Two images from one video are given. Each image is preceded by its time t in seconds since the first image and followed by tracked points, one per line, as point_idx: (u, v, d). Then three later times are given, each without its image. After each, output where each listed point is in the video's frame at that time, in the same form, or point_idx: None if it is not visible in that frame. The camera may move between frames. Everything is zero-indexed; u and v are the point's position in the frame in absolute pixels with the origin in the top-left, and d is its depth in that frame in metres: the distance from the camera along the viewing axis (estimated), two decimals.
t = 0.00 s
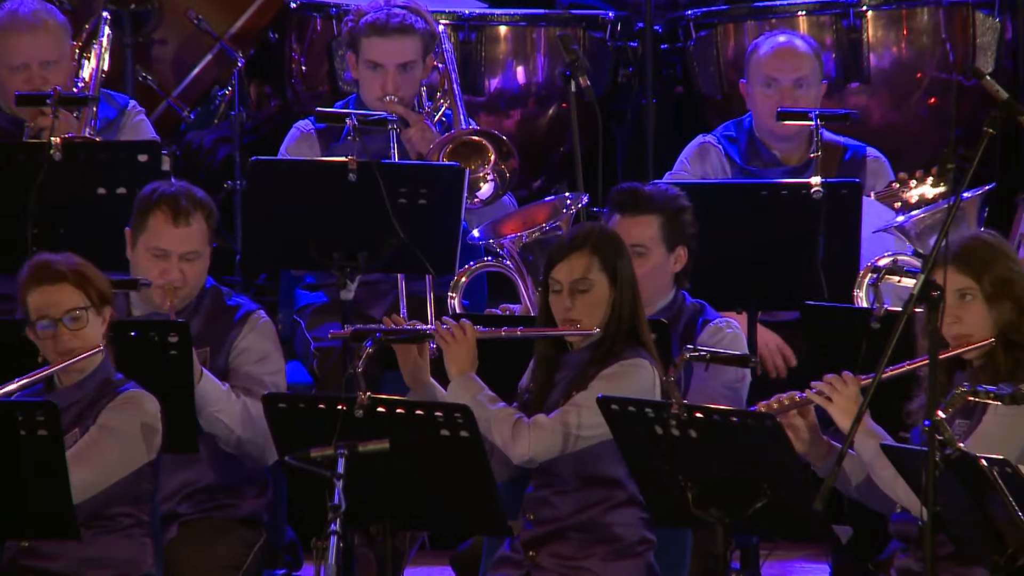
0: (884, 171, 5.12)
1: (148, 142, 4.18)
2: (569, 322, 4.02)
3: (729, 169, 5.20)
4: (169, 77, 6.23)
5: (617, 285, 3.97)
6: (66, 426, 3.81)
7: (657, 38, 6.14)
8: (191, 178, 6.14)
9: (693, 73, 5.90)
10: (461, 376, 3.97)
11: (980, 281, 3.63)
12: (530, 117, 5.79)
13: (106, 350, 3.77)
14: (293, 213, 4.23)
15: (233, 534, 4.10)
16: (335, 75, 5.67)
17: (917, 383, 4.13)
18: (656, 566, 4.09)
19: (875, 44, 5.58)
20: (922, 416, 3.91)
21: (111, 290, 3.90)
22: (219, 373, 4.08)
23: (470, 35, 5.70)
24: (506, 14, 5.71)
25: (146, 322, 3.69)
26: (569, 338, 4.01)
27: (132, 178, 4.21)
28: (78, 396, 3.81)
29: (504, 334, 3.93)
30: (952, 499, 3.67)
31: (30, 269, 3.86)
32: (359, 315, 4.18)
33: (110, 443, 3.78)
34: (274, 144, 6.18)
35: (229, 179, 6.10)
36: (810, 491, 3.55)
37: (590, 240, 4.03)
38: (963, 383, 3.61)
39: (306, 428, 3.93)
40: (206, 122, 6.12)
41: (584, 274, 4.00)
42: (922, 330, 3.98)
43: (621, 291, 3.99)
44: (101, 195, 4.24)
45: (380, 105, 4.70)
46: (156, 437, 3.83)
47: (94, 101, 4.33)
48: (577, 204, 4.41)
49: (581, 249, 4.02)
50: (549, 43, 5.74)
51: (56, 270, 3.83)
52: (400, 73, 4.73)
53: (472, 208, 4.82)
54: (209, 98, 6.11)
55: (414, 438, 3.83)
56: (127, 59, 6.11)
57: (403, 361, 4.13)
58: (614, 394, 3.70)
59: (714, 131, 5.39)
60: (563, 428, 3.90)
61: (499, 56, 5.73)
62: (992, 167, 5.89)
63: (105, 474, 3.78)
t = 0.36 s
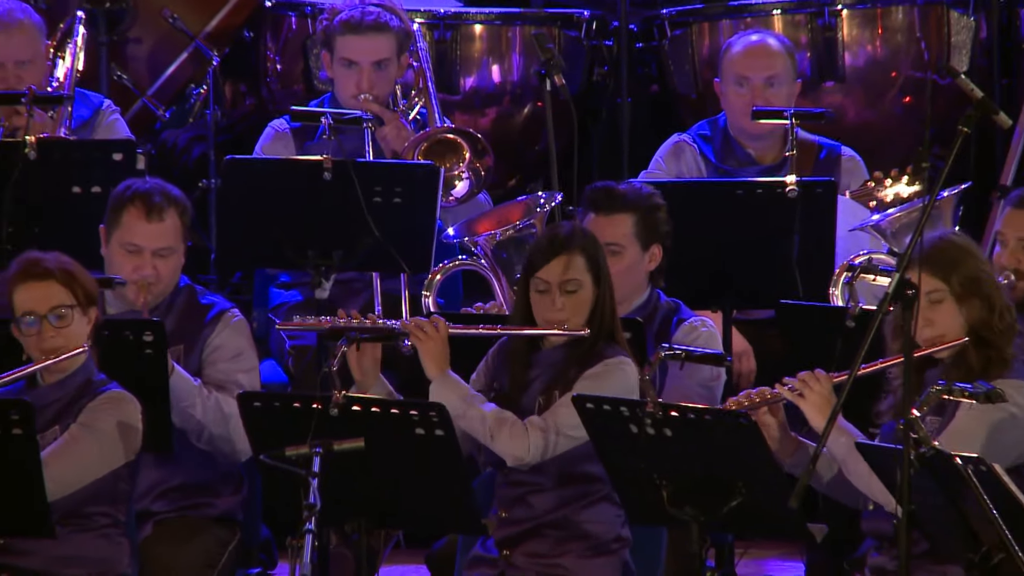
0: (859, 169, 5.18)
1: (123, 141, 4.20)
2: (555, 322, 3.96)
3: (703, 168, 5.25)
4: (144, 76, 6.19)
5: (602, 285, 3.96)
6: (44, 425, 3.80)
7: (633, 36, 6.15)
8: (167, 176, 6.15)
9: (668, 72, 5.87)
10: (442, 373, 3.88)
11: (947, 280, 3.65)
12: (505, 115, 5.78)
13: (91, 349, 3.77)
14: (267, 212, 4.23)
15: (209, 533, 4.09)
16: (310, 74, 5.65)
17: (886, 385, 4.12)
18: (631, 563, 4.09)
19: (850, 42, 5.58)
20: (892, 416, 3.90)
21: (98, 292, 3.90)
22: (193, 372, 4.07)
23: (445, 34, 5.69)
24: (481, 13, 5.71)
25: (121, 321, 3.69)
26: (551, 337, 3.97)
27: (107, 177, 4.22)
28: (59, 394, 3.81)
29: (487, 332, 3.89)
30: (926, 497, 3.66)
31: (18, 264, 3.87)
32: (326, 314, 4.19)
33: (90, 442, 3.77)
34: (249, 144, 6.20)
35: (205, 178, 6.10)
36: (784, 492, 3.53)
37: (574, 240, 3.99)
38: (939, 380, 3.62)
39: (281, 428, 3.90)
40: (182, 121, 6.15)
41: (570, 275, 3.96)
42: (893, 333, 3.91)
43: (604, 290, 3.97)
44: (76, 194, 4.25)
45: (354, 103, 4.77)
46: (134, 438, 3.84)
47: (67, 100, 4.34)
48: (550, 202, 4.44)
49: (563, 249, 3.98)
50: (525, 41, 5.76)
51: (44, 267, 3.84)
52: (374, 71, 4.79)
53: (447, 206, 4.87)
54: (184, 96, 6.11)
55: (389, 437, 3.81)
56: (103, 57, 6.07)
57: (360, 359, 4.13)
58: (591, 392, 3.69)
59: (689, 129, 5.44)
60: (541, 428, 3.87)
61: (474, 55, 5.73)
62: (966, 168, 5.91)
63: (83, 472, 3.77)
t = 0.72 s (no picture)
0: (829, 167, 5.22)
1: (94, 138, 4.20)
2: (523, 321, 3.95)
3: (674, 165, 5.27)
4: (115, 74, 6.20)
5: (572, 283, 3.94)
6: (19, 424, 3.80)
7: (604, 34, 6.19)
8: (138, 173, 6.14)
9: (638, 69, 5.91)
10: (413, 369, 3.85)
11: (902, 286, 3.65)
12: (475, 114, 5.80)
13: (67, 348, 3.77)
14: (238, 208, 4.22)
15: (180, 532, 4.08)
16: (280, 72, 5.65)
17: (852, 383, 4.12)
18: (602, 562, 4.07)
19: (821, 40, 5.57)
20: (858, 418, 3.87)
21: (72, 290, 3.89)
22: (162, 371, 4.06)
23: (416, 32, 5.67)
24: (452, 10, 5.70)
25: (90, 318, 3.65)
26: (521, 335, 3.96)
27: (78, 175, 4.23)
28: (34, 393, 3.80)
29: (454, 329, 3.89)
30: (897, 495, 3.62)
31: None
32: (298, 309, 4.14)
33: (64, 440, 3.77)
34: (220, 141, 6.14)
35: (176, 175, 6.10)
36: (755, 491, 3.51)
37: (544, 238, 3.98)
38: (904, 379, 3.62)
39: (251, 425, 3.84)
40: (154, 119, 6.15)
41: (539, 273, 3.95)
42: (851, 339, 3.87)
43: (574, 289, 3.96)
44: (46, 191, 4.26)
45: (323, 99, 4.90)
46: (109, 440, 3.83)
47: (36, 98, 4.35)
48: (515, 201, 4.52)
49: (533, 247, 3.97)
50: (495, 40, 5.76)
51: (19, 266, 3.82)
52: (343, 67, 4.92)
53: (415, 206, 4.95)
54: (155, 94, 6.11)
55: (360, 435, 3.74)
56: (72, 56, 6.05)
57: (336, 355, 4.12)
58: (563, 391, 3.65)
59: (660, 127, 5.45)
60: (511, 422, 3.86)
61: (445, 53, 5.72)
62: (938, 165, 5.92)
63: (57, 470, 3.76)
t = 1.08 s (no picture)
0: (804, 169, 5.23)
1: (69, 141, 4.22)
2: (499, 324, 3.96)
3: (649, 167, 5.28)
4: (90, 76, 6.19)
5: (547, 285, 3.93)
6: None
7: (579, 36, 6.24)
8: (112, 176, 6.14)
9: (614, 71, 5.92)
10: (389, 372, 3.86)
11: (879, 277, 3.66)
12: (450, 115, 5.80)
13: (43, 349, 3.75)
14: (212, 210, 4.22)
15: (154, 533, 4.07)
16: (255, 74, 5.65)
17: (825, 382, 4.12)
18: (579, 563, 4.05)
19: (795, 42, 5.59)
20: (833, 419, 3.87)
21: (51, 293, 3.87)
22: (136, 370, 4.07)
23: (391, 33, 5.69)
24: (427, 13, 5.72)
25: (66, 320, 3.60)
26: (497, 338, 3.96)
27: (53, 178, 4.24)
28: (11, 394, 3.78)
29: (429, 331, 3.90)
30: (872, 497, 3.55)
31: None
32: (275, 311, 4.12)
33: (40, 443, 3.76)
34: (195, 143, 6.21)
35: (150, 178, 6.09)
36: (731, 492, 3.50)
37: (517, 240, 3.97)
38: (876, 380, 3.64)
39: (228, 427, 3.81)
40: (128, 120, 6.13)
41: (514, 276, 3.94)
42: (824, 332, 3.90)
43: (550, 291, 3.94)
44: (21, 194, 4.26)
45: (299, 101, 4.91)
46: (85, 439, 3.80)
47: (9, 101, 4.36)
48: (488, 201, 4.60)
49: (508, 250, 3.96)
50: (470, 41, 5.77)
51: None
52: (318, 69, 4.93)
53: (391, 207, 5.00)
54: (129, 96, 6.11)
55: (335, 437, 3.72)
56: (46, 57, 6.08)
57: (318, 358, 4.12)
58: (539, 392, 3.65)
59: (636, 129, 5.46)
60: (487, 424, 3.86)
61: (420, 55, 5.73)
62: (912, 167, 5.93)
63: (33, 472, 3.77)
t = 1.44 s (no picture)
0: (782, 165, 5.26)
1: (45, 137, 4.23)
2: (471, 318, 3.96)
3: (627, 164, 5.29)
4: (66, 73, 6.23)
5: (520, 281, 3.91)
6: None
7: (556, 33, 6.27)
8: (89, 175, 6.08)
9: (592, 68, 5.94)
10: (369, 380, 3.85)
11: (868, 272, 3.65)
12: (428, 112, 5.80)
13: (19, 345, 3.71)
14: (189, 207, 4.21)
15: (131, 530, 4.06)
16: (232, 70, 5.65)
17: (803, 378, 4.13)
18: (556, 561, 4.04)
19: (773, 39, 5.59)
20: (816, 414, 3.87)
21: (28, 290, 3.83)
22: (112, 369, 4.07)
23: (368, 31, 5.69)
24: (404, 9, 5.72)
25: (44, 317, 3.60)
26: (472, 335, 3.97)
27: (30, 174, 4.24)
28: None
29: (405, 332, 3.92)
30: (850, 494, 3.51)
31: None
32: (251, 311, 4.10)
33: (17, 440, 3.74)
34: (173, 140, 6.22)
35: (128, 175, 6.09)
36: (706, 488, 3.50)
37: (491, 238, 3.96)
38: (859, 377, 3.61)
39: (204, 424, 3.79)
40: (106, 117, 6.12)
41: (489, 271, 3.94)
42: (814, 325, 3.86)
43: (523, 288, 3.93)
44: None
45: (277, 97, 4.92)
46: (62, 437, 3.78)
47: None
48: (469, 199, 4.58)
49: (483, 245, 3.95)
50: (448, 38, 5.77)
51: None
52: (296, 66, 4.95)
53: (369, 203, 5.03)
54: (107, 94, 6.11)
55: (312, 434, 3.69)
56: (23, 54, 6.12)
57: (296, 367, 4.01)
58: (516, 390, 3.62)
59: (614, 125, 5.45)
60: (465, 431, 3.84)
61: (397, 52, 5.74)
62: (889, 164, 6.03)
63: (10, 469, 3.75)
